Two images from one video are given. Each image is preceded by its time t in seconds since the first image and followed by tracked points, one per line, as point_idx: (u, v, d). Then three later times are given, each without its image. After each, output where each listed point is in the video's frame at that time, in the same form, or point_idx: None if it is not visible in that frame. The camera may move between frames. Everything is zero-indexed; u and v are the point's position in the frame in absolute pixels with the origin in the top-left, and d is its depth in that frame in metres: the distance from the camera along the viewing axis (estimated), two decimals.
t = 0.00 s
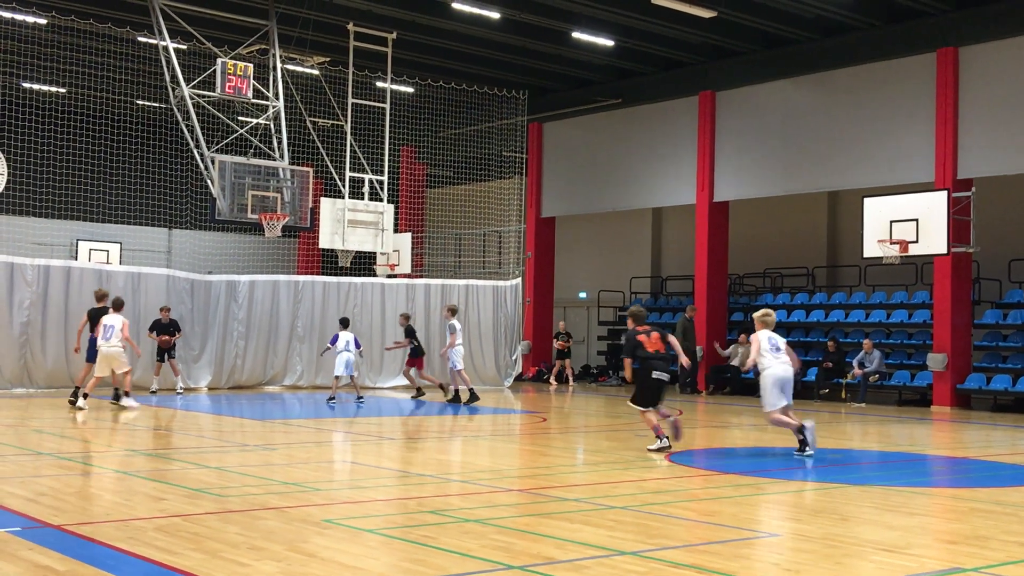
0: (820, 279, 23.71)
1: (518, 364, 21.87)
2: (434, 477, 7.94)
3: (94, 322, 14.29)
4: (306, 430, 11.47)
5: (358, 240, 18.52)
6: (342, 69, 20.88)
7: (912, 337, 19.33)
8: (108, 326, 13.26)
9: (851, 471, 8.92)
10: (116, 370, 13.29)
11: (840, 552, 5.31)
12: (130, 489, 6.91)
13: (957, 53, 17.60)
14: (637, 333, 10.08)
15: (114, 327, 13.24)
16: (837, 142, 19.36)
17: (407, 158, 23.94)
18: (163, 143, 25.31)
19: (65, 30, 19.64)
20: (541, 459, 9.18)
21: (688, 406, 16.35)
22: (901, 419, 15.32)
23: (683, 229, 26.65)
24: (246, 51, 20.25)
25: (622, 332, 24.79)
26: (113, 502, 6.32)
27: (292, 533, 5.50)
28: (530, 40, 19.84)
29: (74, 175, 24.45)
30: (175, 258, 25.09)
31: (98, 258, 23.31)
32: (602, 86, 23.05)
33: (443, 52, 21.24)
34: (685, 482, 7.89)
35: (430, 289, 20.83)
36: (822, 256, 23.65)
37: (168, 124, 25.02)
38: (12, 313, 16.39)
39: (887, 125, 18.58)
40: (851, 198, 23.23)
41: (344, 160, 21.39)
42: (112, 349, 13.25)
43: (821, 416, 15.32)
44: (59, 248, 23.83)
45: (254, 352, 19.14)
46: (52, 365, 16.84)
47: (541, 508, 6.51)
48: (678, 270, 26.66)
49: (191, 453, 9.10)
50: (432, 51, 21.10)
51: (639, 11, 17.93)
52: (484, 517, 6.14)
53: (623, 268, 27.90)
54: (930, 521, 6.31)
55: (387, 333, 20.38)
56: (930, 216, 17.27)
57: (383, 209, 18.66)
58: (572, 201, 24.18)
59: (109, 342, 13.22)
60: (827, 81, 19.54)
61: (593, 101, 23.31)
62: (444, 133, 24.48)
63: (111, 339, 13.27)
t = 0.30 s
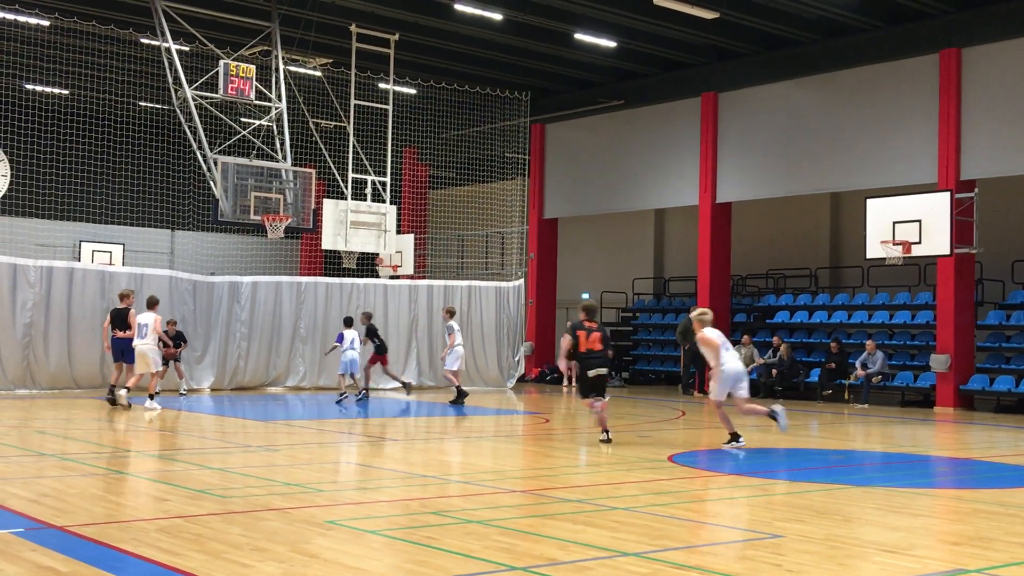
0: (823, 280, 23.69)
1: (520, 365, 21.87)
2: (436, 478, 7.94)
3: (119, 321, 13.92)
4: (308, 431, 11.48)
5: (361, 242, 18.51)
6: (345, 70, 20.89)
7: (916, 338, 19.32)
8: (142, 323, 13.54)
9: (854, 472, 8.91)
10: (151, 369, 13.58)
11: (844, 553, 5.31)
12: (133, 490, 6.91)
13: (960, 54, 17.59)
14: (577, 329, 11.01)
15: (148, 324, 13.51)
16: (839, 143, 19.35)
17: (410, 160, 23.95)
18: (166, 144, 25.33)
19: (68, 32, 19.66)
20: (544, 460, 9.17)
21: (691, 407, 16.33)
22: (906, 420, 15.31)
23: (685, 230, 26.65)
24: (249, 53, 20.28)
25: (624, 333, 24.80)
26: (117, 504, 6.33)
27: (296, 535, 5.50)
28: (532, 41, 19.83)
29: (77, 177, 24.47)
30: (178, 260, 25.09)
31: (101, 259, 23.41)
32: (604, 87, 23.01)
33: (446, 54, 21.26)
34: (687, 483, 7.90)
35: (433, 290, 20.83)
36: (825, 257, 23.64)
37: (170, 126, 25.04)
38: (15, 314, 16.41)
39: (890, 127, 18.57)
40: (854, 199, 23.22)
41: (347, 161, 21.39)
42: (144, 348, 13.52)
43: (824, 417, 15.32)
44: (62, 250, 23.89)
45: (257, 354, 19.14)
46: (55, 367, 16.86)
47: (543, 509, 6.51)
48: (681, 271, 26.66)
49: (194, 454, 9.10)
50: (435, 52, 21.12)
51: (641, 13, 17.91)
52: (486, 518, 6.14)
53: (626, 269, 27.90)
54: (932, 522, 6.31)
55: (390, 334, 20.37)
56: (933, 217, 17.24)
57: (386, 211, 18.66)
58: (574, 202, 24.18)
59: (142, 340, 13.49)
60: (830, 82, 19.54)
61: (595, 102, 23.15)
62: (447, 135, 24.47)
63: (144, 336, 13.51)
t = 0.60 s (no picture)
0: (825, 280, 23.67)
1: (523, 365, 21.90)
2: (439, 478, 7.94)
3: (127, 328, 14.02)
4: (311, 432, 11.48)
5: (363, 242, 18.51)
6: (348, 71, 20.90)
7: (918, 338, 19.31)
8: (168, 330, 14.09)
9: (857, 472, 8.90)
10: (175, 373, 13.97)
11: (847, 553, 5.30)
12: (136, 490, 6.92)
13: (963, 54, 17.57)
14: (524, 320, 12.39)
15: (175, 332, 14.10)
16: (841, 143, 19.34)
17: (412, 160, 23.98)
18: (169, 145, 25.35)
19: (70, 33, 19.67)
20: (547, 461, 9.17)
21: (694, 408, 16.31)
22: (909, 420, 15.30)
23: (688, 230, 26.66)
24: (252, 54, 20.29)
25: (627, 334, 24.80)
26: (120, 504, 6.33)
27: (298, 535, 5.50)
28: (535, 42, 19.83)
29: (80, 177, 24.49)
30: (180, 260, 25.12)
31: (104, 259, 23.81)
32: (606, 88, 23.00)
33: (449, 54, 21.28)
34: (691, 483, 7.90)
35: (436, 291, 20.84)
36: (828, 257, 23.63)
37: (173, 126, 25.05)
38: (18, 315, 16.44)
39: (893, 127, 18.56)
40: (856, 199, 23.21)
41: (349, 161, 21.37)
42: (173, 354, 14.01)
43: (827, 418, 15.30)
44: (65, 250, 23.91)
45: (259, 355, 19.14)
46: (58, 368, 16.88)
47: (547, 509, 6.51)
48: (683, 271, 26.66)
49: (197, 455, 9.12)
50: (436, 52, 21.10)
51: (643, 13, 17.89)
52: (489, 518, 6.14)
53: (628, 270, 27.90)
54: (936, 523, 6.30)
55: (393, 334, 20.38)
56: (936, 217, 17.21)
57: (389, 212, 18.66)
58: (577, 203, 24.19)
59: (170, 344, 13.95)
60: (833, 82, 19.52)
61: (598, 102, 23.22)
62: (450, 135, 24.50)
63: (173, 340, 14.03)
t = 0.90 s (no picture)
0: (828, 280, 23.65)
1: (525, 365, 21.91)
2: (441, 478, 7.94)
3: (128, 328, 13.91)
4: (311, 433, 11.46)
5: (366, 242, 18.51)
6: (350, 71, 20.91)
7: (921, 338, 19.30)
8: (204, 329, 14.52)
9: (859, 472, 8.89)
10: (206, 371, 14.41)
11: (849, 553, 5.30)
12: (138, 490, 6.92)
13: (965, 54, 17.56)
14: (471, 325, 12.26)
15: (210, 331, 14.55)
16: (843, 143, 19.33)
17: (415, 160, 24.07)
18: (170, 145, 25.39)
19: (73, 33, 19.70)
20: (549, 461, 9.16)
21: (695, 408, 16.28)
22: (911, 420, 15.28)
23: (690, 231, 26.65)
24: (254, 54, 20.29)
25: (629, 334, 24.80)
26: (122, 504, 6.33)
27: (300, 535, 5.51)
28: (536, 42, 19.83)
29: (82, 177, 24.52)
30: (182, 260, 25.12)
31: (105, 260, 23.42)
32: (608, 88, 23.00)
33: (452, 54, 21.29)
34: (692, 484, 7.90)
35: (438, 291, 20.83)
36: (830, 258, 23.61)
37: (175, 127, 25.09)
38: (20, 315, 16.45)
39: (895, 127, 18.54)
40: (858, 199, 23.20)
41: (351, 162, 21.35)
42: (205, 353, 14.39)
43: (830, 418, 15.28)
44: (68, 250, 23.92)
45: (261, 355, 19.13)
46: (60, 368, 16.90)
47: (549, 510, 6.51)
48: (685, 272, 26.65)
49: (199, 455, 9.12)
50: (438, 52, 21.10)
51: (645, 13, 17.89)
52: (491, 519, 6.14)
53: (630, 270, 27.89)
54: (938, 523, 6.30)
55: (395, 334, 20.36)
56: (938, 218, 17.19)
57: (390, 212, 18.66)
58: (578, 203, 24.20)
59: (204, 342, 14.36)
60: (834, 82, 19.52)
61: (600, 102, 23.24)
62: (451, 135, 24.52)
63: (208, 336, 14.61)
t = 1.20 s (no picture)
0: (828, 280, 23.66)
1: (525, 365, 21.92)
2: (442, 478, 7.93)
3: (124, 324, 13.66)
4: (311, 433, 11.45)
5: (366, 242, 18.51)
6: (350, 71, 20.91)
7: (921, 338, 19.29)
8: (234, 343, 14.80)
9: (860, 472, 8.89)
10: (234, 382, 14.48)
11: (850, 553, 5.30)
12: (139, 490, 6.91)
13: (966, 54, 17.55)
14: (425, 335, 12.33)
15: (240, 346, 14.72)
16: (844, 143, 19.32)
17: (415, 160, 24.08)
18: (171, 145, 25.39)
19: (75, 33, 19.71)
20: (550, 461, 9.15)
21: (695, 409, 16.24)
22: (912, 420, 15.27)
23: (690, 231, 26.65)
24: (254, 53, 20.29)
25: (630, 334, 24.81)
26: (123, 504, 6.33)
27: (301, 535, 5.51)
28: (537, 42, 19.82)
29: (82, 177, 24.51)
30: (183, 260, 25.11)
31: (106, 260, 23.48)
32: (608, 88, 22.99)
33: (453, 54, 21.30)
34: (693, 483, 7.89)
35: (438, 291, 20.82)
36: (831, 257, 23.61)
37: (176, 126, 25.11)
38: (21, 315, 16.45)
39: (895, 127, 18.54)
40: (859, 199, 23.19)
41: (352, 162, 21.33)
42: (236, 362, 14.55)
43: (832, 418, 15.27)
44: (68, 250, 23.96)
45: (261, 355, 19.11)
46: (60, 368, 16.91)
47: (550, 509, 6.51)
48: (686, 272, 26.64)
49: (200, 455, 9.11)
50: (438, 52, 21.10)
51: (645, 13, 17.88)
52: (492, 519, 6.14)
53: (631, 270, 27.89)
54: (939, 523, 6.30)
55: (395, 334, 20.34)
56: (939, 218, 17.18)
57: (391, 212, 18.66)
58: (579, 203, 24.20)
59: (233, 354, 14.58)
60: (835, 82, 19.51)
61: (600, 102, 23.22)
62: (452, 135, 24.51)
63: (235, 347, 15.75)
